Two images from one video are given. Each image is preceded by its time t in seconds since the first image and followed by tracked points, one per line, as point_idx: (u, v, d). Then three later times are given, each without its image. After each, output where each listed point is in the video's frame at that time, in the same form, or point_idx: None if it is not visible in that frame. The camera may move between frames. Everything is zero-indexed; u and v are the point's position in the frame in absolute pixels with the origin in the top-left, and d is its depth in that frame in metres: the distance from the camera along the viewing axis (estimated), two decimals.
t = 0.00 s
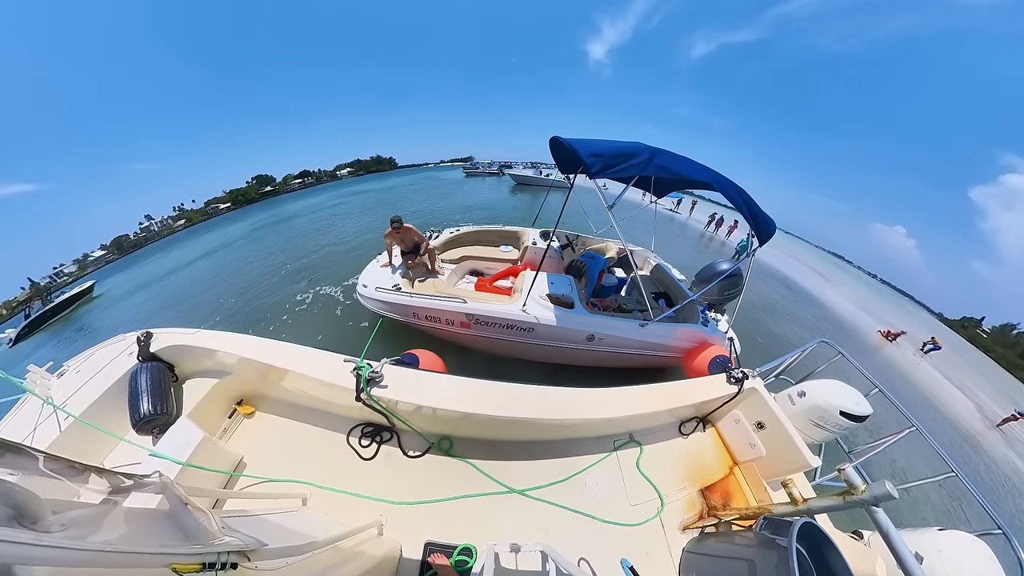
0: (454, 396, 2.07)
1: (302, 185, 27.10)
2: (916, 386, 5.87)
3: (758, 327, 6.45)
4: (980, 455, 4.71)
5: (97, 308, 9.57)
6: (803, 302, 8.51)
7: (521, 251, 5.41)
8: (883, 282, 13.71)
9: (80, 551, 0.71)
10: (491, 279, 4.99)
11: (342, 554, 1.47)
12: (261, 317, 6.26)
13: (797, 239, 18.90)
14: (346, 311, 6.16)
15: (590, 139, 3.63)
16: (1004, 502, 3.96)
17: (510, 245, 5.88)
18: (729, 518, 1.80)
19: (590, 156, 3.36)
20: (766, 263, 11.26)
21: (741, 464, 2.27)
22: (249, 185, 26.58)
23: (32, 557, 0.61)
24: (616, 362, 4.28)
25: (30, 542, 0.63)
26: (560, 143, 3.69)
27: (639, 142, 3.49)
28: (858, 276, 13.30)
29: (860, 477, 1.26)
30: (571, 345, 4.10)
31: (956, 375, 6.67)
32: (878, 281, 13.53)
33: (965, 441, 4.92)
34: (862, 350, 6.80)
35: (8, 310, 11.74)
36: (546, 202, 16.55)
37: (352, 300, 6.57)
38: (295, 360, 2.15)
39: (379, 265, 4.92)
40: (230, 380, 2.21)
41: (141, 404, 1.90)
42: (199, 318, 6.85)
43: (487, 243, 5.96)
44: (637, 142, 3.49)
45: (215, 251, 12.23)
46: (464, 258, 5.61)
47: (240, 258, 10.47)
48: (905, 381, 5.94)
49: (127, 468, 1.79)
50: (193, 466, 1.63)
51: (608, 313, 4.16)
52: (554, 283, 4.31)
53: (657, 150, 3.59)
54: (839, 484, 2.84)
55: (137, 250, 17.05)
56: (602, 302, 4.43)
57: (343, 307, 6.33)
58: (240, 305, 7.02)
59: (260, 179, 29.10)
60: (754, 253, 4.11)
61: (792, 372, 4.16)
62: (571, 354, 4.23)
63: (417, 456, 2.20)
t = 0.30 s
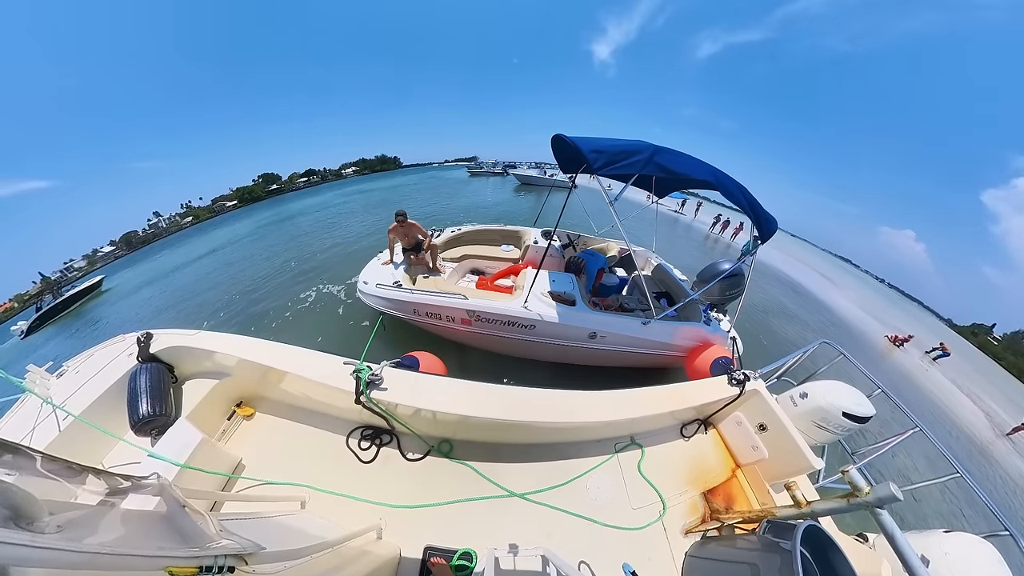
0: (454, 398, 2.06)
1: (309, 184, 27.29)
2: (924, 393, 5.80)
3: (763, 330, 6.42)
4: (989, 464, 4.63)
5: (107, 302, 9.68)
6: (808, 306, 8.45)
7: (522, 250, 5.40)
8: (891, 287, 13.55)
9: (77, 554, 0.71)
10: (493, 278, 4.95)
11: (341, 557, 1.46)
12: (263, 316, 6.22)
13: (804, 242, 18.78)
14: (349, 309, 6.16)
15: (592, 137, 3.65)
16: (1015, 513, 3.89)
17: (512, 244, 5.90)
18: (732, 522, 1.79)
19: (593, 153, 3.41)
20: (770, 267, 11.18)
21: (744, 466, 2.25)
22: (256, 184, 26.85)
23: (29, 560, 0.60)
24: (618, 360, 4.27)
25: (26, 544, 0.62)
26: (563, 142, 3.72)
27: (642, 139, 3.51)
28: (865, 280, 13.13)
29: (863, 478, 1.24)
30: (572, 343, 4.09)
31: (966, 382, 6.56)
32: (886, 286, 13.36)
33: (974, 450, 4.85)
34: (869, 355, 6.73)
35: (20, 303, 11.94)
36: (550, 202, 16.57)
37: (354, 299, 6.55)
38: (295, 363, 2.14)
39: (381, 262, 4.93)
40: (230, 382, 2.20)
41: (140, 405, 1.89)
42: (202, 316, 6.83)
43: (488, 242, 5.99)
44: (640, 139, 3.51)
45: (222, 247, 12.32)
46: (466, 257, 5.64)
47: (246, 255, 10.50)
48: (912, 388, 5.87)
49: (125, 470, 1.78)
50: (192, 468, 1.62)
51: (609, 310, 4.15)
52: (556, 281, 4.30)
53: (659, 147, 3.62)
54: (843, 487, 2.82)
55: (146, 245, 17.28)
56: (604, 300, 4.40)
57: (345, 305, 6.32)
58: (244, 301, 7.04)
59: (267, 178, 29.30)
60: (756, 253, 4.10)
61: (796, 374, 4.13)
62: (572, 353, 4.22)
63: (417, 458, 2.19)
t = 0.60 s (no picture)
0: (455, 400, 2.05)
1: (314, 183, 27.45)
2: (932, 399, 5.73)
3: (767, 333, 6.40)
4: (999, 472, 4.57)
5: (115, 297, 9.79)
6: (813, 310, 8.38)
7: (523, 250, 5.41)
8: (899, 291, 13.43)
9: (75, 554, 0.70)
10: (494, 278, 4.93)
11: (341, 559, 1.45)
12: (263, 316, 6.16)
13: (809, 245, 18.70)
14: (350, 308, 6.17)
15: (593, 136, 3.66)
16: None
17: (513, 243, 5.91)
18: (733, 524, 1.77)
19: (594, 152, 3.42)
20: (775, 270, 11.10)
21: (745, 468, 2.24)
22: (262, 182, 27.06)
23: (28, 560, 0.60)
24: (619, 360, 4.26)
25: (24, 544, 0.62)
26: (564, 141, 3.73)
27: (643, 139, 3.52)
28: (872, 285, 13.00)
29: (865, 480, 1.23)
30: (573, 343, 4.08)
31: (975, 389, 6.48)
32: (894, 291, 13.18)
33: (982, 457, 4.78)
34: (876, 361, 6.63)
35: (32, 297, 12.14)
36: (553, 203, 16.57)
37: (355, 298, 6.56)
38: (295, 363, 2.13)
39: (382, 261, 4.94)
40: (230, 383, 2.20)
41: (140, 405, 1.89)
42: (204, 314, 6.81)
43: (488, 241, 6.01)
44: (641, 138, 3.52)
45: (228, 244, 12.42)
46: (466, 256, 5.64)
47: (251, 252, 10.55)
48: (922, 395, 5.77)
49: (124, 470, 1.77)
50: (191, 469, 1.62)
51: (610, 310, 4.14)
52: (556, 280, 4.29)
53: (660, 146, 3.62)
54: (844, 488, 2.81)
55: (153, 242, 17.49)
56: (604, 300, 4.40)
57: (347, 304, 6.34)
58: (248, 299, 7.06)
59: (272, 176, 29.58)
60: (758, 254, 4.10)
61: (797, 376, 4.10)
62: (573, 352, 4.21)
63: (417, 459, 2.18)
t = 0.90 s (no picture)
0: (455, 399, 2.06)
1: (319, 181, 27.58)
2: (938, 405, 5.67)
3: (771, 336, 6.38)
4: (1006, 479, 4.50)
5: (123, 292, 9.86)
6: (817, 314, 8.32)
7: (523, 249, 5.40)
8: (907, 296, 13.28)
9: (76, 553, 0.70)
10: (493, 278, 4.93)
11: (341, 558, 1.45)
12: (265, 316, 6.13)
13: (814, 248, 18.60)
14: (352, 307, 6.17)
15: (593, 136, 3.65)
16: None
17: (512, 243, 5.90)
18: (732, 523, 1.78)
19: (594, 152, 3.42)
20: (779, 273, 11.03)
21: (744, 467, 2.24)
22: (267, 181, 27.20)
23: (28, 558, 0.60)
24: (618, 360, 4.27)
25: (25, 542, 0.62)
26: (564, 141, 3.72)
27: (643, 138, 3.51)
28: (878, 289, 12.87)
29: (864, 480, 1.24)
30: (573, 343, 4.09)
31: (983, 396, 6.39)
32: (900, 295, 13.03)
33: (989, 465, 4.72)
34: (882, 367, 6.58)
35: (44, 292, 12.35)
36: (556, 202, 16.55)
37: (356, 297, 6.57)
38: (295, 363, 2.14)
39: (381, 261, 4.93)
40: (230, 382, 2.20)
41: (140, 405, 1.89)
42: (208, 312, 6.81)
43: (488, 241, 6.01)
44: (641, 138, 3.51)
45: (235, 241, 12.49)
46: (466, 257, 5.64)
47: (257, 250, 10.58)
48: (928, 402, 5.71)
49: (126, 469, 1.78)
50: (191, 468, 1.62)
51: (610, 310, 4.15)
52: (556, 281, 4.29)
53: (660, 146, 3.61)
54: (842, 487, 2.81)
55: (160, 238, 17.64)
56: (604, 300, 4.39)
57: (348, 303, 6.34)
58: (254, 296, 7.05)
59: (277, 174, 29.78)
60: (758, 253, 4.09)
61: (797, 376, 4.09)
62: (572, 352, 4.21)
63: (417, 459, 2.18)
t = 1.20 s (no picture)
0: (455, 397, 2.07)
1: (324, 180, 27.71)
2: (944, 410, 5.58)
3: (773, 339, 6.35)
4: (1013, 486, 4.42)
5: (131, 287, 9.93)
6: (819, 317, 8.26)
7: (521, 250, 5.39)
8: (914, 300, 13.10)
9: (80, 550, 0.71)
10: (492, 278, 4.94)
11: (340, 555, 1.47)
12: (265, 315, 6.10)
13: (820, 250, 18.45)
14: (353, 306, 6.17)
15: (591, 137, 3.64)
16: None
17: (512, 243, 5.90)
18: (729, 520, 1.80)
19: (592, 153, 3.41)
20: (783, 275, 10.93)
21: (742, 466, 2.26)
22: (273, 179, 27.36)
23: (31, 556, 0.60)
24: (618, 360, 4.28)
25: (29, 540, 0.62)
26: (562, 142, 3.70)
27: (641, 139, 3.50)
28: (885, 293, 12.64)
29: (861, 479, 1.25)
30: (572, 343, 4.10)
31: (991, 401, 6.28)
32: (909, 300, 12.79)
33: (996, 472, 4.63)
34: (885, 371, 6.48)
35: (55, 288, 12.53)
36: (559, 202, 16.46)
37: (358, 296, 6.57)
38: (295, 361, 2.15)
39: (380, 262, 4.92)
40: (230, 380, 2.21)
41: (141, 404, 1.90)
42: (211, 310, 6.79)
43: (487, 242, 5.99)
44: (639, 139, 3.50)
45: (242, 238, 12.55)
46: (466, 257, 5.61)
47: (263, 247, 10.59)
48: (932, 407, 5.60)
49: (127, 467, 1.79)
50: (193, 466, 1.63)
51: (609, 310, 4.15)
52: (554, 281, 4.29)
53: (659, 147, 3.60)
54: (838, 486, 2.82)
55: (167, 235, 17.81)
56: (603, 300, 4.39)
57: (350, 302, 6.35)
58: (258, 294, 7.05)
59: (282, 174, 29.98)
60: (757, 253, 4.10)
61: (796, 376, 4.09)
62: (571, 352, 4.22)
63: (417, 456, 2.20)
